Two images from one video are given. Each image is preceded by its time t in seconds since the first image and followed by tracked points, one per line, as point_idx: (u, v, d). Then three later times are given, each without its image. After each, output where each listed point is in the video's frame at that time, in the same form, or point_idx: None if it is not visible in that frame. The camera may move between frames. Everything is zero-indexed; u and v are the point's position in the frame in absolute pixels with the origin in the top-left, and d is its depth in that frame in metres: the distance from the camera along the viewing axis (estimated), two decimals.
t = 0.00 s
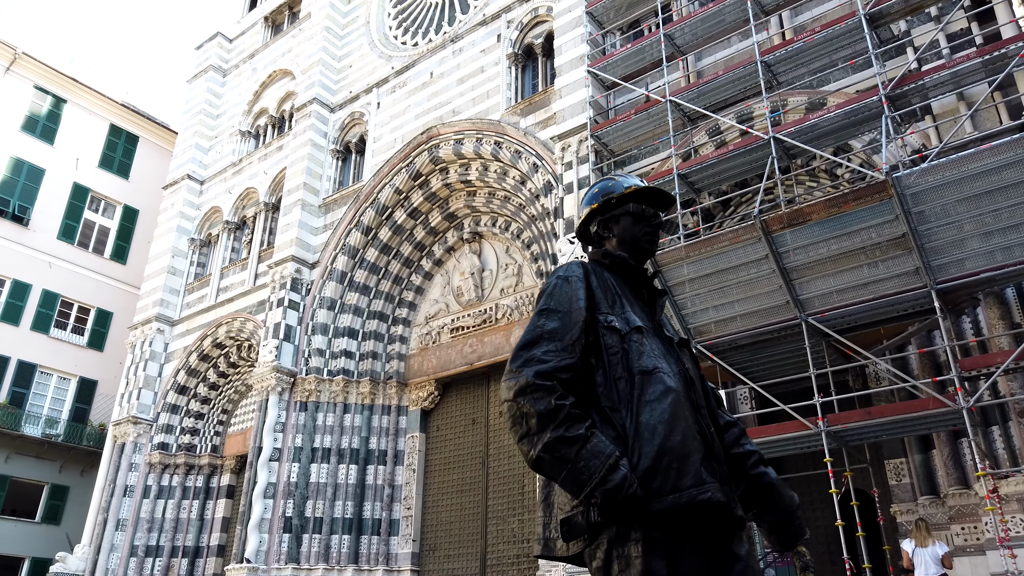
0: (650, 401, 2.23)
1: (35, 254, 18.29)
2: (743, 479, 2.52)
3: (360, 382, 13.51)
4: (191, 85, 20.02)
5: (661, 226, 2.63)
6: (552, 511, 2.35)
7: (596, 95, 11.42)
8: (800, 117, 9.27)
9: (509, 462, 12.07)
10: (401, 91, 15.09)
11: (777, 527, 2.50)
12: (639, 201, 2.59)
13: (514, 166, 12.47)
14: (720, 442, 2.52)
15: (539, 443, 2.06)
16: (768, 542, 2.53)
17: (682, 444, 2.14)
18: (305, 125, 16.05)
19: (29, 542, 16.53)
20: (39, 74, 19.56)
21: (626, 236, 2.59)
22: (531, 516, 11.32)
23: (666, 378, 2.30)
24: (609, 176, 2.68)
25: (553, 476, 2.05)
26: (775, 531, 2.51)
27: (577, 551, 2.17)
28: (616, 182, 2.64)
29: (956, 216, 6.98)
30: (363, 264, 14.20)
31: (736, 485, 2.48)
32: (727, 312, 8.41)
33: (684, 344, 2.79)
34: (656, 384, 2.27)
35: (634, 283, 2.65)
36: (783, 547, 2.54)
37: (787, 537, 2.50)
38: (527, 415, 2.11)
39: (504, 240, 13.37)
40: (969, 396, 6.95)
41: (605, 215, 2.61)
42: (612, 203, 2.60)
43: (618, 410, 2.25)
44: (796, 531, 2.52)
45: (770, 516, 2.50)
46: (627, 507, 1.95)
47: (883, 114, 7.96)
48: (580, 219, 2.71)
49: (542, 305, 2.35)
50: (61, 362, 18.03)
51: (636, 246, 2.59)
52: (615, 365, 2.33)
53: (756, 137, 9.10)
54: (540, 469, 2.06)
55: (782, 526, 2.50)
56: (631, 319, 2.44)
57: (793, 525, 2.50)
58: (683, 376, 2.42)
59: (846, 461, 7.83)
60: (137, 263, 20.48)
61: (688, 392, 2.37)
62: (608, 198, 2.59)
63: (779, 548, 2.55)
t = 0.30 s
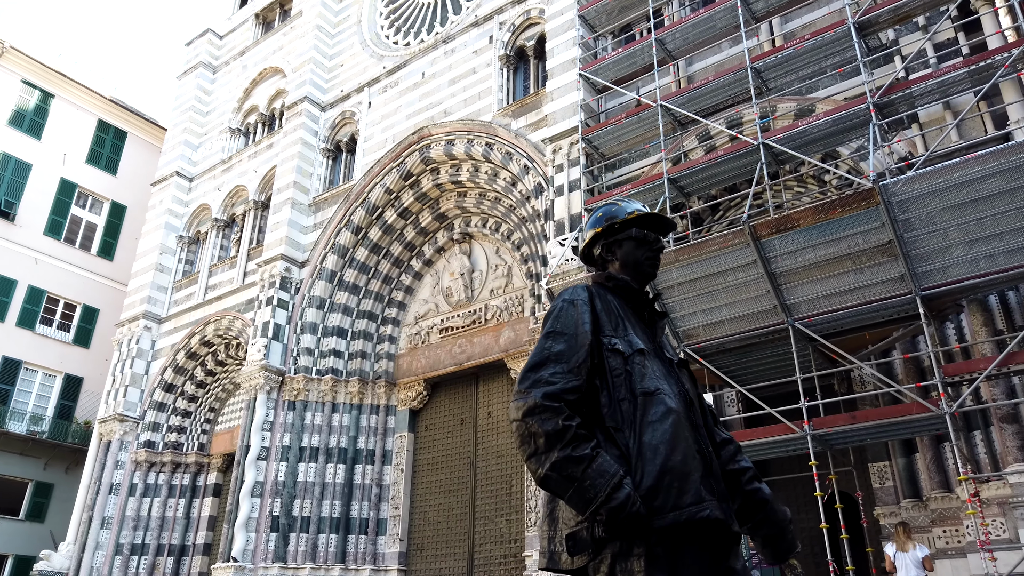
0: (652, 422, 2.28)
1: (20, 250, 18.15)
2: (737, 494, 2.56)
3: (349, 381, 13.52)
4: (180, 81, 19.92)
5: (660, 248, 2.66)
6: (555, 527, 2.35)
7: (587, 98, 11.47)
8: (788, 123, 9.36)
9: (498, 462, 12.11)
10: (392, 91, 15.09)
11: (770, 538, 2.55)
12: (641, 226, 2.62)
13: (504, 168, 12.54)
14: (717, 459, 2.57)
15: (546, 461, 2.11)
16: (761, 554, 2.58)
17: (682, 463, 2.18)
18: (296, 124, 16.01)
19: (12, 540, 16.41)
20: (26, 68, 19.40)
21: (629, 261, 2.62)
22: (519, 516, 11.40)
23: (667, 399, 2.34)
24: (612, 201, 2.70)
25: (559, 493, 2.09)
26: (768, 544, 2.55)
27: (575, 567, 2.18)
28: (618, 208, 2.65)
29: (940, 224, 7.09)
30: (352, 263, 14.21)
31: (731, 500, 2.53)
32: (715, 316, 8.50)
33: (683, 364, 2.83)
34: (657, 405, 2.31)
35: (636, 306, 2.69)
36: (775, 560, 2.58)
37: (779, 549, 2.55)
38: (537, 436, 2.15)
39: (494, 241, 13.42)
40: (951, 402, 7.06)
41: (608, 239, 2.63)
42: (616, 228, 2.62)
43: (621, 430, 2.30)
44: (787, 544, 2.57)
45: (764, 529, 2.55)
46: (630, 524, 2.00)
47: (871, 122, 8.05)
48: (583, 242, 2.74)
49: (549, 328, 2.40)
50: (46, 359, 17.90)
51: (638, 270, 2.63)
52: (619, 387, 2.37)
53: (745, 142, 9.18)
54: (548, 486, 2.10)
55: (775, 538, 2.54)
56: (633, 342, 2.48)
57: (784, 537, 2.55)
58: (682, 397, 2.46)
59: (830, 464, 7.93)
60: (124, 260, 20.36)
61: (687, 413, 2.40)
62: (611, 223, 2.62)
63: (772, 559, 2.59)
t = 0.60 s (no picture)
0: (649, 437, 2.34)
1: (11, 248, 18.07)
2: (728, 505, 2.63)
3: (341, 382, 13.55)
4: (173, 80, 19.89)
5: (656, 270, 2.72)
6: (556, 535, 2.40)
7: (580, 103, 11.53)
8: (779, 130, 9.46)
9: (489, 464, 12.17)
10: (386, 93, 15.14)
11: (760, 548, 2.61)
12: (639, 249, 2.69)
13: (497, 170, 12.61)
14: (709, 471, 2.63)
15: (550, 475, 2.17)
16: (751, 563, 2.64)
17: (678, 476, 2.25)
18: (289, 125, 16.01)
19: None
20: (17, 66, 19.31)
21: (627, 281, 2.68)
22: (510, 518, 11.46)
23: (664, 416, 2.40)
24: (610, 224, 2.77)
25: (562, 505, 2.15)
26: (758, 554, 2.62)
27: None
28: (617, 231, 2.72)
29: (927, 232, 7.20)
30: (345, 264, 14.24)
31: (723, 511, 2.60)
32: (705, 321, 8.58)
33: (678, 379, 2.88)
34: (654, 421, 2.38)
35: (633, 326, 2.74)
36: (765, 569, 2.65)
37: (768, 559, 2.61)
38: (540, 450, 2.21)
39: (486, 243, 13.48)
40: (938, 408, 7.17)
41: (608, 261, 2.70)
42: (614, 251, 2.69)
43: (620, 445, 2.36)
44: (776, 554, 2.63)
45: (754, 539, 2.61)
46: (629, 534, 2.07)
47: (860, 130, 8.15)
48: (583, 263, 2.80)
49: (551, 347, 2.45)
50: (36, 358, 17.84)
51: (636, 290, 2.69)
52: (618, 404, 2.42)
53: (736, 149, 9.28)
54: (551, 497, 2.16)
55: (765, 549, 2.61)
56: (631, 360, 2.52)
57: (773, 548, 2.62)
58: (677, 413, 2.53)
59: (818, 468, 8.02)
60: (115, 259, 20.31)
61: (682, 429, 2.47)
62: (610, 246, 2.68)
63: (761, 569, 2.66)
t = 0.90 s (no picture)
0: (656, 447, 2.41)
1: (11, 248, 18.11)
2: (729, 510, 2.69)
3: (341, 382, 13.61)
4: (173, 81, 19.94)
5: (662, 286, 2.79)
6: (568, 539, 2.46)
7: (580, 106, 11.57)
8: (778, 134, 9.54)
9: (488, 465, 12.22)
10: (386, 95, 15.20)
11: (760, 551, 2.67)
12: (646, 267, 2.75)
13: (497, 173, 12.68)
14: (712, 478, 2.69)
15: (562, 482, 2.23)
16: (751, 565, 2.71)
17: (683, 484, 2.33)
18: (289, 126, 16.06)
19: None
20: (17, 65, 19.34)
21: (635, 297, 2.75)
22: (508, 519, 11.51)
23: (670, 426, 2.47)
24: (617, 242, 2.84)
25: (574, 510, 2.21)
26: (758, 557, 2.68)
27: None
28: (625, 249, 2.81)
29: (924, 237, 7.27)
30: (345, 266, 14.30)
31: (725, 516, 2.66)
32: (704, 324, 8.65)
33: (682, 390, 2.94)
34: (660, 432, 2.44)
35: (640, 340, 2.80)
36: (765, 571, 2.71)
37: (767, 562, 2.68)
38: (553, 458, 2.26)
39: (486, 245, 13.55)
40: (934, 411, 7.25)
41: (616, 277, 2.76)
42: (622, 268, 2.75)
43: (628, 454, 2.43)
44: (775, 557, 2.69)
45: (754, 542, 2.67)
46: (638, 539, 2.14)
47: (858, 135, 8.22)
48: (592, 279, 2.87)
49: (562, 360, 2.51)
50: (37, 358, 17.88)
51: (643, 306, 2.75)
52: (626, 415, 2.48)
53: (735, 154, 9.35)
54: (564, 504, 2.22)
55: (765, 551, 2.67)
56: (639, 374, 2.58)
57: (773, 551, 2.68)
58: (682, 424, 2.60)
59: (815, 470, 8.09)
60: (115, 259, 20.36)
61: (687, 439, 2.54)
62: (617, 264, 2.75)
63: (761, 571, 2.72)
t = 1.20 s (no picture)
0: (682, 461, 2.47)
1: (11, 246, 18.11)
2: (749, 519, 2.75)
3: (342, 382, 13.66)
4: (174, 80, 19.96)
5: (683, 304, 2.83)
6: (597, 546, 2.51)
7: (582, 109, 11.64)
8: (778, 139, 9.60)
9: (488, 466, 12.29)
10: (387, 95, 15.24)
11: (778, 560, 2.73)
12: (668, 285, 2.79)
13: (498, 174, 12.73)
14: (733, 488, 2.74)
15: (594, 493, 2.28)
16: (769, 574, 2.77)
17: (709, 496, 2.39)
18: (291, 126, 16.09)
19: None
20: (18, 63, 19.33)
21: (659, 315, 2.79)
22: (508, 519, 11.57)
23: (693, 440, 2.52)
24: (639, 261, 2.87)
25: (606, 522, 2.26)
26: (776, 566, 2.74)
27: None
28: (647, 268, 2.83)
29: (924, 242, 7.34)
30: (346, 266, 14.36)
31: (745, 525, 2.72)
32: (704, 327, 8.71)
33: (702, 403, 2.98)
34: (685, 446, 2.50)
35: (664, 357, 2.84)
36: None
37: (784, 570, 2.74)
38: (585, 471, 2.31)
39: (486, 246, 13.61)
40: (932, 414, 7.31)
41: (639, 296, 2.80)
42: (645, 287, 2.79)
43: (655, 467, 2.48)
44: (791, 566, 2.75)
45: (772, 551, 2.73)
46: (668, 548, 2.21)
47: (858, 140, 8.28)
48: (614, 297, 2.90)
49: (591, 377, 2.54)
50: (36, 355, 17.91)
51: (666, 324, 2.79)
52: (653, 429, 2.53)
53: (736, 157, 9.40)
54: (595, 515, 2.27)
55: (782, 560, 2.74)
56: (664, 390, 2.61)
57: (789, 560, 2.75)
58: (705, 437, 2.65)
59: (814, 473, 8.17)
60: (115, 257, 20.38)
61: (709, 453, 2.59)
62: (640, 283, 2.79)
63: None
